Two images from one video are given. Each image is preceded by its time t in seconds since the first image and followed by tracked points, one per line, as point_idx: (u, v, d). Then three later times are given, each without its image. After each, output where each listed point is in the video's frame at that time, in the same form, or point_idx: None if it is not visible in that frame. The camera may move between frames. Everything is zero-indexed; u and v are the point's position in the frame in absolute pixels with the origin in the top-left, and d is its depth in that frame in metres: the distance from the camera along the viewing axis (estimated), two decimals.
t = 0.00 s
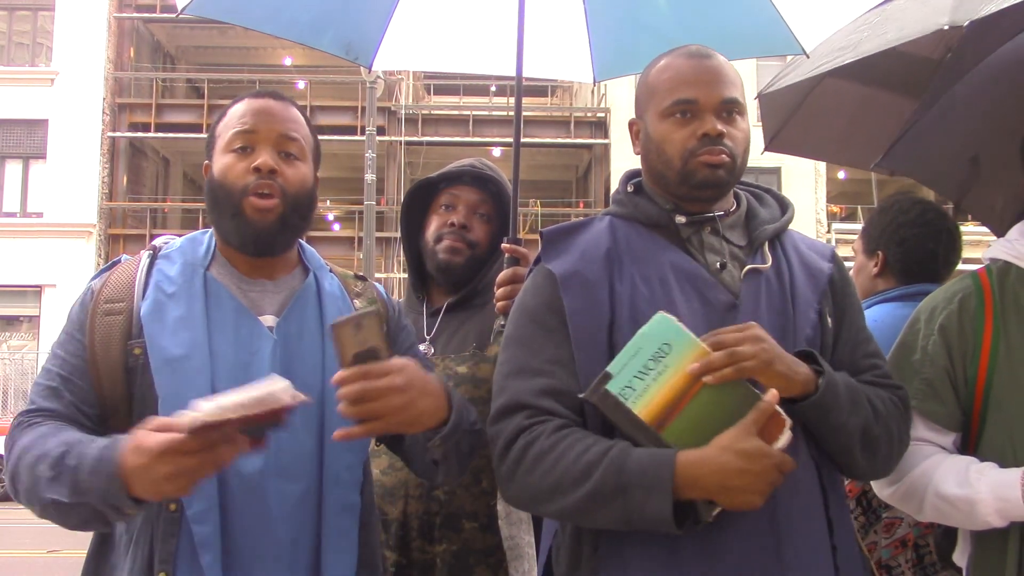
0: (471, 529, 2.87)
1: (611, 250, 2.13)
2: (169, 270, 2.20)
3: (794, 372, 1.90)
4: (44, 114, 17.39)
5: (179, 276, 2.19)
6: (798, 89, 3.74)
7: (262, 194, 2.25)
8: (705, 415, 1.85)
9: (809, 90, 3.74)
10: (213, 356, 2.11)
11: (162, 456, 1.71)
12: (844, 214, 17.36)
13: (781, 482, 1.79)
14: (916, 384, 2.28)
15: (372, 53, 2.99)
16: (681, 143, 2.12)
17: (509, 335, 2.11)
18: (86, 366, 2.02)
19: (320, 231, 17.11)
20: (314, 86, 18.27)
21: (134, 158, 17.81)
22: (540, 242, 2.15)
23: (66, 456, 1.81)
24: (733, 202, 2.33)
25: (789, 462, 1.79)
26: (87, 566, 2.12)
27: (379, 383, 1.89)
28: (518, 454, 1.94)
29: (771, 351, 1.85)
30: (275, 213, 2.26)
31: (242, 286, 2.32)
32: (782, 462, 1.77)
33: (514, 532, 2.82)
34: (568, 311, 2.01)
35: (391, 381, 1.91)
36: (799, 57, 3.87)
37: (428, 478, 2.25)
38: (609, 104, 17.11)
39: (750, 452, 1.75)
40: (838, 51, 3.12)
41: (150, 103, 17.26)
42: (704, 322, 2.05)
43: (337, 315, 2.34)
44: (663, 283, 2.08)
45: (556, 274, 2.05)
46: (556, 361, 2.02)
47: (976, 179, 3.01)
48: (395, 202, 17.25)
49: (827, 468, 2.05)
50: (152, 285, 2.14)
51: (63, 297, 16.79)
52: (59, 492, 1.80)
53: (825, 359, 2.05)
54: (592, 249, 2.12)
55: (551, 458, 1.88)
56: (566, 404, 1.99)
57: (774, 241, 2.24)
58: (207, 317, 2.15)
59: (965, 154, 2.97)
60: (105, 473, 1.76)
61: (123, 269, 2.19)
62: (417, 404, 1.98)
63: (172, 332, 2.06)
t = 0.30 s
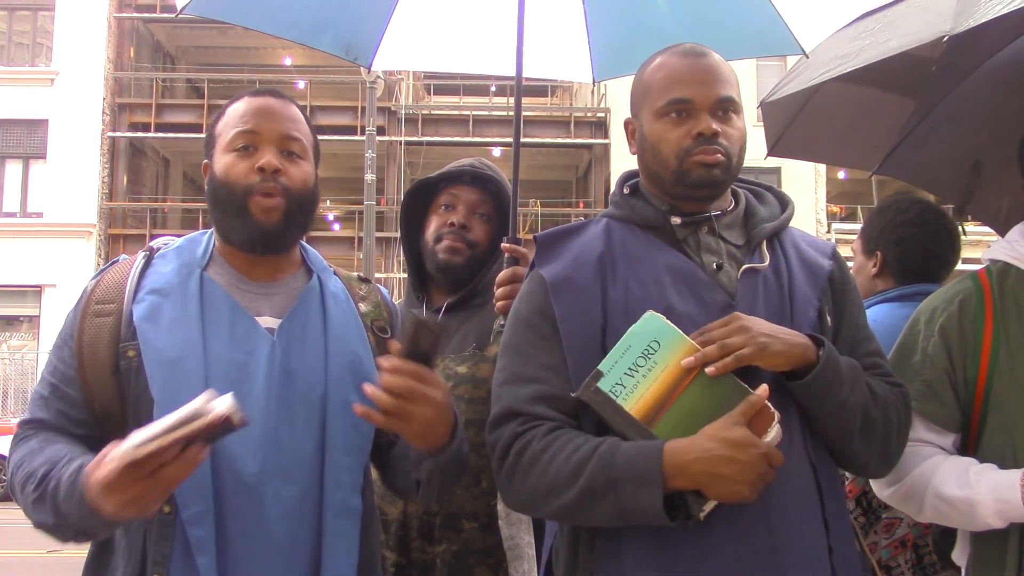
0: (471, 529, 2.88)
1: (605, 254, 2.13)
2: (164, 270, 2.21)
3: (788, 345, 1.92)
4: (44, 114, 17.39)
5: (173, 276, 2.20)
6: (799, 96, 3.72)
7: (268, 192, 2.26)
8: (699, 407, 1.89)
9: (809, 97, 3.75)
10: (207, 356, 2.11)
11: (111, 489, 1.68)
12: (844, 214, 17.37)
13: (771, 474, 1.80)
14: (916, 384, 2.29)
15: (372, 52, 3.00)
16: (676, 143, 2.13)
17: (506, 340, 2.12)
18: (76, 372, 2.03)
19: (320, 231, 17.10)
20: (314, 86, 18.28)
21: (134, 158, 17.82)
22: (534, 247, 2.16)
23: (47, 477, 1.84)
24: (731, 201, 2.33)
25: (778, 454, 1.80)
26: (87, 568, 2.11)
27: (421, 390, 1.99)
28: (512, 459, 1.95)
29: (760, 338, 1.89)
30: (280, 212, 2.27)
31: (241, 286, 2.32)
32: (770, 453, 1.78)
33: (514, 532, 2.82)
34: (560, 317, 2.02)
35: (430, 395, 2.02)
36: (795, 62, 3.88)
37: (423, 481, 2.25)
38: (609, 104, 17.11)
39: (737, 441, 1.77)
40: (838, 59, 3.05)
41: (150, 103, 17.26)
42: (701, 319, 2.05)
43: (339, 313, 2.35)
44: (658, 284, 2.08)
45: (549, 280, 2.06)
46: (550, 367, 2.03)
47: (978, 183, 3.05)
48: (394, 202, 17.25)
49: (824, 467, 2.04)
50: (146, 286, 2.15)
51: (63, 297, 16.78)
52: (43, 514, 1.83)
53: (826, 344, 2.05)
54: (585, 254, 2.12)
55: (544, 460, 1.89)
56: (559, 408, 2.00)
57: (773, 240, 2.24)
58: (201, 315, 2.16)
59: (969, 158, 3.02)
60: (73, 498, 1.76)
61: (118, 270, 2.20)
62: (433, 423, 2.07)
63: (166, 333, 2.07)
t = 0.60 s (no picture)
0: (471, 529, 2.87)
1: (603, 257, 2.13)
2: (160, 273, 2.20)
3: (791, 346, 1.92)
4: (44, 114, 17.38)
5: (169, 279, 2.19)
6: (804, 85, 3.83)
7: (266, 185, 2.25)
8: (694, 408, 1.88)
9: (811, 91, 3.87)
10: (204, 360, 2.11)
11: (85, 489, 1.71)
12: (844, 214, 17.38)
13: (766, 476, 1.79)
14: (917, 384, 2.29)
15: (372, 53, 2.99)
16: (677, 143, 2.12)
17: (505, 345, 2.12)
18: (70, 378, 2.02)
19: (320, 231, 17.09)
20: (314, 86, 18.28)
21: (134, 158, 17.82)
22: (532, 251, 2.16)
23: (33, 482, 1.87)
24: (730, 202, 2.32)
25: (773, 456, 1.79)
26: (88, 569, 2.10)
27: (409, 429, 2.04)
28: (510, 462, 1.96)
29: (763, 342, 1.89)
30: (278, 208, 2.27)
31: (239, 288, 2.31)
32: (764, 453, 1.78)
33: (514, 532, 2.82)
34: (557, 319, 2.02)
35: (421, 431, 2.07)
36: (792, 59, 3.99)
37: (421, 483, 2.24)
38: (610, 104, 17.11)
39: (731, 442, 1.76)
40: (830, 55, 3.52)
41: (150, 103, 17.25)
42: (699, 320, 2.05)
43: (340, 313, 2.35)
44: (656, 287, 2.07)
45: (545, 284, 2.06)
46: (548, 370, 2.03)
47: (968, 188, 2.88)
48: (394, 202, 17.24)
49: (822, 468, 2.04)
50: (142, 290, 2.15)
51: (63, 297, 16.78)
52: (27, 517, 1.87)
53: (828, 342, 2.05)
54: (582, 257, 2.12)
55: (540, 463, 1.90)
56: (555, 410, 2.00)
57: (772, 241, 2.24)
58: (198, 319, 2.16)
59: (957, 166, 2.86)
60: (53, 503, 1.78)
61: (114, 275, 2.19)
62: (430, 454, 2.12)
63: (163, 336, 2.06)
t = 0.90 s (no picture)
0: (470, 530, 2.87)
1: (603, 257, 2.12)
2: (168, 273, 2.19)
3: (802, 341, 1.92)
4: (44, 114, 17.38)
5: (178, 280, 2.18)
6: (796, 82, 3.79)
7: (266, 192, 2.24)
8: (696, 408, 1.88)
9: (803, 88, 3.85)
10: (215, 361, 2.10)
11: (150, 419, 1.72)
12: (844, 214, 17.39)
13: (770, 475, 1.79)
14: (917, 383, 2.28)
15: (371, 52, 2.97)
16: (677, 145, 2.12)
17: (505, 345, 2.11)
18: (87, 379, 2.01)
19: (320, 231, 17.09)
20: (314, 86, 18.28)
21: (134, 158, 17.82)
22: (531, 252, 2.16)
23: (64, 447, 1.85)
24: (729, 202, 2.32)
25: (776, 455, 1.79)
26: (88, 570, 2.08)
27: (405, 377, 1.93)
28: (513, 463, 1.95)
29: (775, 338, 1.89)
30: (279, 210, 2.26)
31: (242, 288, 2.31)
32: (767, 452, 1.77)
33: (514, 532, 2.81)
34: (558, 320, 2.02)
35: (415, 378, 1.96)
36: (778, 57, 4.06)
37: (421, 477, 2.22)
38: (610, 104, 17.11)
39: (734, 441, 1.76)
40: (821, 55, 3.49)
41: (150, 103, 17.25)
42: (701, 321, 2.04)
43: (342, 315, 2.36)
44: (656, 287, 2.07)
45: (546, 284, 2.06)
46: (548, 371, 2.03)
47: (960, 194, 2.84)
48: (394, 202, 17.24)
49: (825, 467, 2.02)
50: (152, 290, 2.13)
51: (63, 297, 16.77)
52: (59, 478, 1.83)
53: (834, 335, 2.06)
54: (583, 258, 2.12)
55: (542, 464, 1.89)
56: (557, 411, 2.00)
57: (771, 241, 2.23)
58: (208, 321, 2.15)
59: (951, 169, 2.81)
60: (101, 453, 1.79)
61: (123, 275, 2.17)
62: (424, 408, 2.03)
63: (175, 336, 2.06)
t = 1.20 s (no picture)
0: (470, 529, 2.87)
1: (603, 257, 2.12)
2: (176, 274, 2.19)
3: (807, 336, 1.92)
4: (44, 114, 17.38)
5: (187, 281, 2.18)
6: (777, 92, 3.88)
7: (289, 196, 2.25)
8: (697, 408, 1.88)
9: (785, 97, 3.93)
10: (228, 362, 2.10)
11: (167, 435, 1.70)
12: (843, 214, 17.41)
13: (772, 474, 1.79)
14: (917, 383, 2.28)
15: (371, 52, 2.97)
16: (677, 147, 2.11)
17: (504, 346, 2.12)
18: (96, 381, 2.01)
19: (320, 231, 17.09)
20: (314, 86, 18.30)
21: (134, 157, 17.82)
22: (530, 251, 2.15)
23: (77, 459, 1.86)
24: (727, 202, 2.32)
25: (779, 455, 1.78)
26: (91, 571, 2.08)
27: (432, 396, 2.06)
28: (514, 464, 1.95)
29: (784, 336, 1.89)
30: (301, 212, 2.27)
31: (253, 290, 2.31)
32: (769, 452, 1.77)
33: (514, 532, 2.81)
34: (559, 321, 2.02)
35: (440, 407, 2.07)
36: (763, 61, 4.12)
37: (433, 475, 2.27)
38: (609, 104, 17.12)
39: (736, 440, 1.76)
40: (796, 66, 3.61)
41: (150, 103, 17.26)
42: (701, 321, 2.04)
43: (348, 317, 2.37)
44: (656, 287, 2.07)
45: (546, 285, 2.06)
46: (549, 371, 2.03)
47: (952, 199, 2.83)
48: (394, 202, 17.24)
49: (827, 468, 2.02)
50: (161, 291, 2.13)
51: (63, 297, 16.78)
52: (73, 496, 1.84)
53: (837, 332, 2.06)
54: (583, 258, 2.11)
55: (544, 465, 1.89)
56: (558, 412, 2.00)
57: (769, 241, 2.24)
58: (219, 322, 2.15)
59: (942, 174, 2.79)
60: (113, 470, 1.79)
61: (130, 276, 2.17)
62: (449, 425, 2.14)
63: (186, 338, 2.06)
